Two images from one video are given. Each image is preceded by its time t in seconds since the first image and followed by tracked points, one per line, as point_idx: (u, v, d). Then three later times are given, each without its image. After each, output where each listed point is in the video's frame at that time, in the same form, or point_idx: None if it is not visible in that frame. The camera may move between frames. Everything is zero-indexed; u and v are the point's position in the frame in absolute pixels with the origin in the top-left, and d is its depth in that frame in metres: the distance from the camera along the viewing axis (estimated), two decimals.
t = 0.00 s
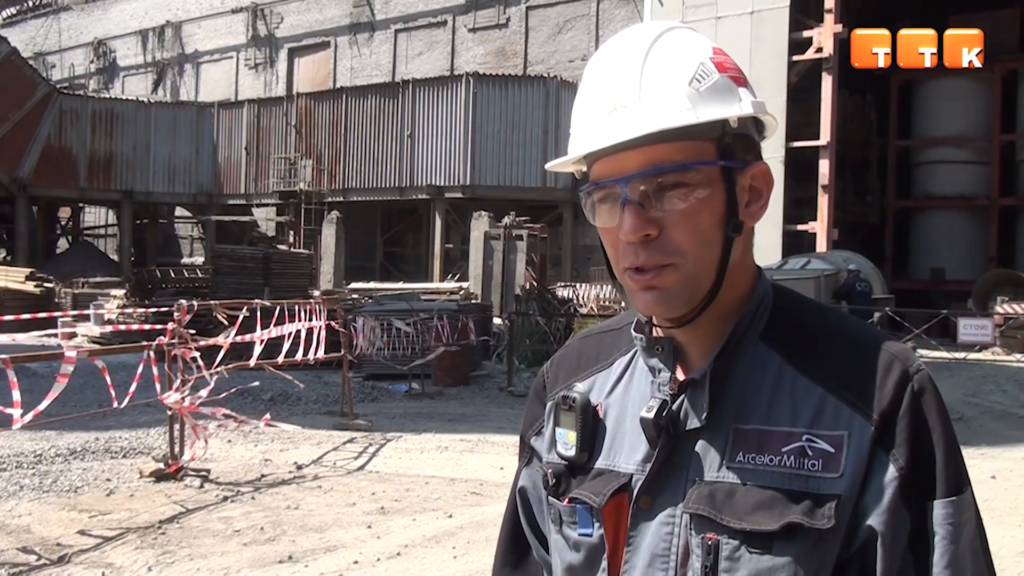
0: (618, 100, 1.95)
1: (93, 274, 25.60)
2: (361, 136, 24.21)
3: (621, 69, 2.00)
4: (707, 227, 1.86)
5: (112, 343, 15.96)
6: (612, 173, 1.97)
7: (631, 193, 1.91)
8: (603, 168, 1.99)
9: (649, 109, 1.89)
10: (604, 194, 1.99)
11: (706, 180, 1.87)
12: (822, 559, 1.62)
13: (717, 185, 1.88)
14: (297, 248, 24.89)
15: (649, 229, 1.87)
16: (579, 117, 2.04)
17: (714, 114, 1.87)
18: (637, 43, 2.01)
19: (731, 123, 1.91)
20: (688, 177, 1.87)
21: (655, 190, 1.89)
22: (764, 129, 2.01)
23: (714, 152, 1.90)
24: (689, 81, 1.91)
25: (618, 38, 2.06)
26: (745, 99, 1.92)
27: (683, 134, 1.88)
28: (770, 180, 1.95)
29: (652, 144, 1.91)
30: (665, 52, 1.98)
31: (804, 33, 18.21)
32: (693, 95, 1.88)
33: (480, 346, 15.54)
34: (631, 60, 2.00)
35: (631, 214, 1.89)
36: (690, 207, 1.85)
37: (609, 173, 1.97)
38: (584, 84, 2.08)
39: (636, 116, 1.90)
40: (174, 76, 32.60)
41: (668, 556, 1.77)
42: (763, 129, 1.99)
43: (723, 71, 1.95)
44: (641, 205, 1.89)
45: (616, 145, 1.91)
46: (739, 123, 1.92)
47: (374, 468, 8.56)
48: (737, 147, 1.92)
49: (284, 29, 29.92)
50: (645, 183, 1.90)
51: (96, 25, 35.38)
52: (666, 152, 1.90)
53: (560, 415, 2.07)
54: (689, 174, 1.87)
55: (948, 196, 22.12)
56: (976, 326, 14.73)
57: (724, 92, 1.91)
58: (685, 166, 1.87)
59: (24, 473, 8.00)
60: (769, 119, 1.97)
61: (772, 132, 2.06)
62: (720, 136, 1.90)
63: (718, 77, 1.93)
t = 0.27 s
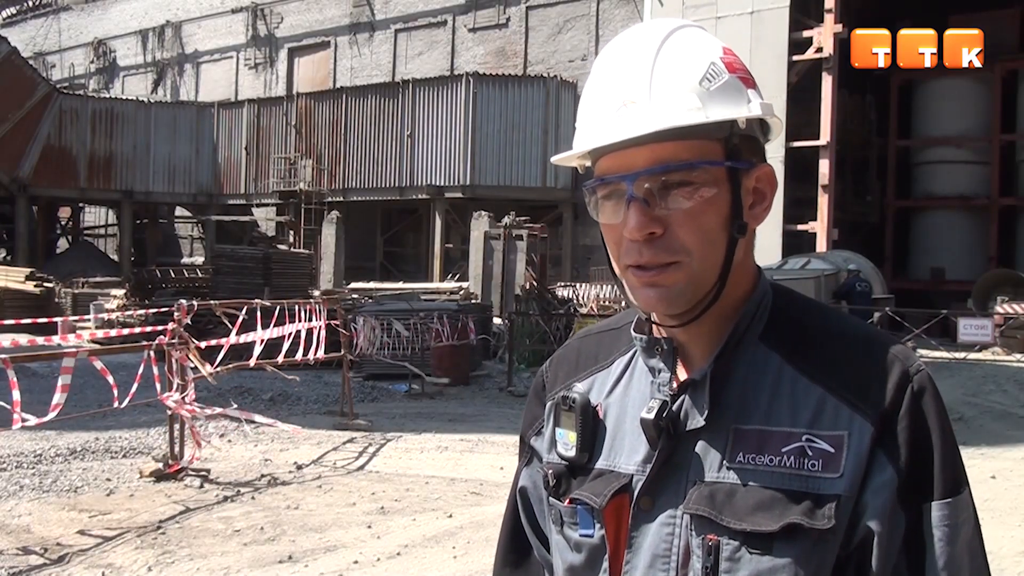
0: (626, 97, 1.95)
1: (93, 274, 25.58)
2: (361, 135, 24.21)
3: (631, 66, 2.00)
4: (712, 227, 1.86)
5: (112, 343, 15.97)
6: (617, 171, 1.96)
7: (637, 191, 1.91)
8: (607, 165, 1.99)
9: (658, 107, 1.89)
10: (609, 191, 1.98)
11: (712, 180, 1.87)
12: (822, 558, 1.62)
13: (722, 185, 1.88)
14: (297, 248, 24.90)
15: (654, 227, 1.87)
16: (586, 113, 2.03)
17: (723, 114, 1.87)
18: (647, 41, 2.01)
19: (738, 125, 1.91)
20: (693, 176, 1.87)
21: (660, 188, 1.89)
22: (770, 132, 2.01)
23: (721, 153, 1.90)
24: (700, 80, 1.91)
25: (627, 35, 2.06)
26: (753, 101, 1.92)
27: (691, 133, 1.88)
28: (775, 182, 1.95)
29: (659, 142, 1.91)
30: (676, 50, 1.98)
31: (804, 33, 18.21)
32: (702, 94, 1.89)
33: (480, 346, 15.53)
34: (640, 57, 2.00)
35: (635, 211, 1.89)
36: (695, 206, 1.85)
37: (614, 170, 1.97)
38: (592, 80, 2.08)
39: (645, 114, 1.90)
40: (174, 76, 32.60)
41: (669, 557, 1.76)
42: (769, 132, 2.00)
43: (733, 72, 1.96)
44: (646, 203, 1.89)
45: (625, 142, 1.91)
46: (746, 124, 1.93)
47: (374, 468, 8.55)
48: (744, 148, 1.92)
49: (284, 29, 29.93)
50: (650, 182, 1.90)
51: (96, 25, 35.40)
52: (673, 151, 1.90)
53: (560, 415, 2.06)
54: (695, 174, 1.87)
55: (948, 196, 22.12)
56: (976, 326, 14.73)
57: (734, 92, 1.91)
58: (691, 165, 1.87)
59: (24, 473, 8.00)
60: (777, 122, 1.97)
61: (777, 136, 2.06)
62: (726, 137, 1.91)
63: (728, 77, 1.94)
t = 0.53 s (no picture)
0: (631, 98, 1.95)
1: (92, 274, 25.56)
2: (361, 135, 24.21)
3: (635, 67, 2.00)
4: (716, 229, 1.86)
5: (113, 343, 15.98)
6: (622, 173, 1.96)
7: (641, 194, 1.91)
8: (612, 166, 1.99)
9: (664, 110, 1.89)
10: (613, 193, 1.98)
11: (716, 182, 1.87)
12: (828, 558, 1.62)
13: (727, 187, 1.88)
14: (297, 248, 24.92)
15: (658, 230, 1.87)
16: (591, 115, 2.03)
17: (728, 117, 1.88)
18: (652, 41, 2.01)
19: (743, 128, 1.91)
20: (697, 178, 1.87)
21: (664, 190, 1.89)
22: (774, 132, 2.01)
23: (726, 155, 1.90)
24: (704, 83, 1.91)
25: (631, 35, 2.06)
26: (758, 104, 1.93)
27: (696, 136, 1.88)
28: (778, 185, 1.95)
29: (664, 145, 1.91)
30: (681, 52, 1.97)
31: (804, 33, 18.20)
32: (706, 95, 1.89)
33: (480, 346, 15.52)
34: (645, 58, 1.99)
35: (640, 214, 1.89)
36: (699, 209, 1.85)
37: (619, 172, 1.97)
38: (595, 82, 2.08)
39: (649, 116, 1.90)
40: (174, 75, 32.62)
41: (673, 557, 1.76)
42: (772, 132, 2.01)
43: (737, 73, 1.96)
44: (650, 205, 1.89)
45: (630, 145, 1.91)
46: (752, 126, 1.93)
47: (374, 468, 8.55)
48: (749, 151, 1.92)
49: (284, 29, 29.94)
50: (655, 183, 1.90)
51: (96, 24, 35.42)
52: (678, 154, 1.90)
53: (560, 413, 2.07)
54: (699, 176, 1.87)
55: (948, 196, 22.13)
56: (975, 325, 14.74)
57: (739, 95, 1.92)
58: (696, 167, 1.87)
59: (24, 473, 8.00)
60: (782, 123, 1.97)
61: (781, 135, 2.07)
62: (731, 140, 1.91)
63: (733, 79, 1.94)
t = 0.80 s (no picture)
0: (639, 98, 1.94)
1: (92, 274, 25.53)
2: (361, 135, 24.22)
3: (644, 67, 2.00)
4: (723, 230, 1.86)
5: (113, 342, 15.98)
6: (629, 173, 1.96)
7: (649, 194, 1.91)
8: (619, 166, 1.99)
9: (672, 111, 1.88)
10: (620, 192, 1.98)
11: (724, 183, 1.87)
12: (827, 556, 1.62)
13: (734, 189, 1.88)
14: (297, 248, 24.93)
15: (665, 230, 1.87)
16: (599, 115, 2.03)
17: (737, 118, 1.87)
18: (662, 40, 2.00)
19: (751, 129, 1.91)
20: (705, 179, 1.87)
21: (671, 190, 1.89)
22: (783, 133, 2.01)
23: (733, 157, 1.90)
24: (714, 84, 1.91)
25: (640, 35, 2.06)
26: (767, 105, 1.92)
27: (704, 137, 1.88)
28: (785, 186, 1.95)
29: (672, 146, 1.90)
30: (690, 52, 1.97)
31: (804, 33, 18.20)
32: (715, 96, 1.88)
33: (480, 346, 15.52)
34: (654, 58, 1.99)
35: (647, 214, 1.89)
36: (706, 210, 1.85)
37: (626, 172, 1.97)
38: (603, 81, 2.07)
39: (658, 116, 1.90)
40: (174, 76, 32.60)
41: (673, 553, 1.76)
42: (782, 134, 2.00)
43: (747, 74, 1.96)
44: (657, 205, 1.89)
45: (638, 145, 1.91)
46: (760, 128, 1.92)
47: (373, 468, 8.55)
48: (757, 152, 1.92)
49: (284, 29, 29.94)
50: (662, 182, 1.90)
51: (96, 25, 35.43)
52: (686, 155, 1.90)
53: (560, 409, 2.06)
54: (706, 178, 1.87)
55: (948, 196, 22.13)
56: (976, 326, 14.73)
57: (749, 96, 1.91)
58: (702, 168, 1.87)
59: (24, 473, 7.99)
60: (790, 125, 1.97)
61: (789, 136, 2.06)
62: (740, 141, 1.91)
63: (742, 81, 1.93)
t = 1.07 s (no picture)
0: (647, 98, 1.94)
1: (92, 274, 25.50)
2: (361, 135, 24.22)
3: (651, 67, 2.00)
4: (726, 229, 1.86)
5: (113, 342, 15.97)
6: (634, 171, 1.97)
7: (655, 192, 1.91)
8: (625, 165, 1.99)
9: (679, 109, 1.89)
10: (626, 191, 1.98)
11: (729, 182, 1.87)
12: (825, 552, 1.62)
13: (740, 188, 1.88)
14: (297, 248, 24.94)
15: (670, 229, 1.87)
16: (605, 114, 2.03)
17: (744, 118, 1.87)
18: (671, 40, 2.00)
19: (758, 130, 1.91)
20: (711, 179, 1.87)
21: (677, 190, 1.89)
22: (791, 135, 2.01)
23: (740, 157, 1.90)
24: (721, 84, 1.91)
25: (649, 35, 2.06)
26: (776, 107, 1.92)
27: (710, 136, 1.88)
28: (791, 187, 1.96)
29: (676, 145, 1.90)
30: (700, 52, 1.97)
31: (804, 33, 18.21)
32: (723, 97, 1.88)
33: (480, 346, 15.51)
34: (661, 59, 1.99)
35: (652, 213, 1.89)
36: (711, 209, 1.85)
37: (632, 170, 1.97)
38: (613, 78, 2.07)
39: (665, 116, 1.90)
40: (174, 76, 32.61)
41: (672, 549, 1.76)
42: (787, 136, 2.01)
43: (754, 75, 1.96)
44: (662, 203, 1.89)
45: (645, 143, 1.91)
46: (767, 129, 1.93)
47: (373, 468, 8.54)
48: (763, 153, 1.92)
49: (284, 29, 29.94)
50: (669, 182, 1.90)
51: (96, 25, 35.44)
52: (692, 153, 1.90)
53: (561, 403, 2.06)
54: (713, 176, 1.87)
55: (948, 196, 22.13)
56: (976, 326, 14.73)
57: (756, 97, 1.91)
58: (708, 167, 1.87)
59: (24, 473, 7.99)
60: (798, 127, 1.97)
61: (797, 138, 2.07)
62: (746, 142, 1.90)
63: (751, 82, 1.94)
